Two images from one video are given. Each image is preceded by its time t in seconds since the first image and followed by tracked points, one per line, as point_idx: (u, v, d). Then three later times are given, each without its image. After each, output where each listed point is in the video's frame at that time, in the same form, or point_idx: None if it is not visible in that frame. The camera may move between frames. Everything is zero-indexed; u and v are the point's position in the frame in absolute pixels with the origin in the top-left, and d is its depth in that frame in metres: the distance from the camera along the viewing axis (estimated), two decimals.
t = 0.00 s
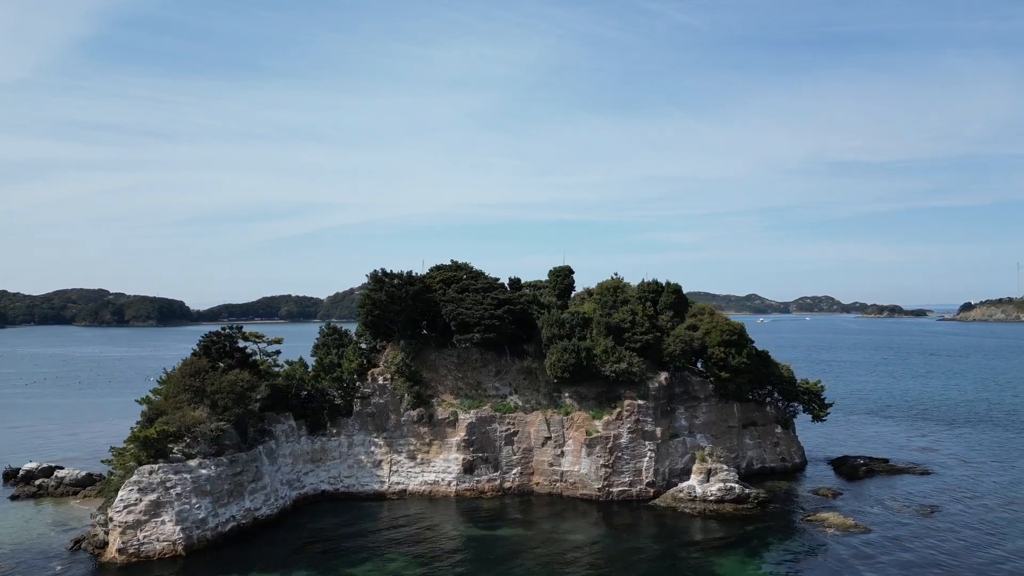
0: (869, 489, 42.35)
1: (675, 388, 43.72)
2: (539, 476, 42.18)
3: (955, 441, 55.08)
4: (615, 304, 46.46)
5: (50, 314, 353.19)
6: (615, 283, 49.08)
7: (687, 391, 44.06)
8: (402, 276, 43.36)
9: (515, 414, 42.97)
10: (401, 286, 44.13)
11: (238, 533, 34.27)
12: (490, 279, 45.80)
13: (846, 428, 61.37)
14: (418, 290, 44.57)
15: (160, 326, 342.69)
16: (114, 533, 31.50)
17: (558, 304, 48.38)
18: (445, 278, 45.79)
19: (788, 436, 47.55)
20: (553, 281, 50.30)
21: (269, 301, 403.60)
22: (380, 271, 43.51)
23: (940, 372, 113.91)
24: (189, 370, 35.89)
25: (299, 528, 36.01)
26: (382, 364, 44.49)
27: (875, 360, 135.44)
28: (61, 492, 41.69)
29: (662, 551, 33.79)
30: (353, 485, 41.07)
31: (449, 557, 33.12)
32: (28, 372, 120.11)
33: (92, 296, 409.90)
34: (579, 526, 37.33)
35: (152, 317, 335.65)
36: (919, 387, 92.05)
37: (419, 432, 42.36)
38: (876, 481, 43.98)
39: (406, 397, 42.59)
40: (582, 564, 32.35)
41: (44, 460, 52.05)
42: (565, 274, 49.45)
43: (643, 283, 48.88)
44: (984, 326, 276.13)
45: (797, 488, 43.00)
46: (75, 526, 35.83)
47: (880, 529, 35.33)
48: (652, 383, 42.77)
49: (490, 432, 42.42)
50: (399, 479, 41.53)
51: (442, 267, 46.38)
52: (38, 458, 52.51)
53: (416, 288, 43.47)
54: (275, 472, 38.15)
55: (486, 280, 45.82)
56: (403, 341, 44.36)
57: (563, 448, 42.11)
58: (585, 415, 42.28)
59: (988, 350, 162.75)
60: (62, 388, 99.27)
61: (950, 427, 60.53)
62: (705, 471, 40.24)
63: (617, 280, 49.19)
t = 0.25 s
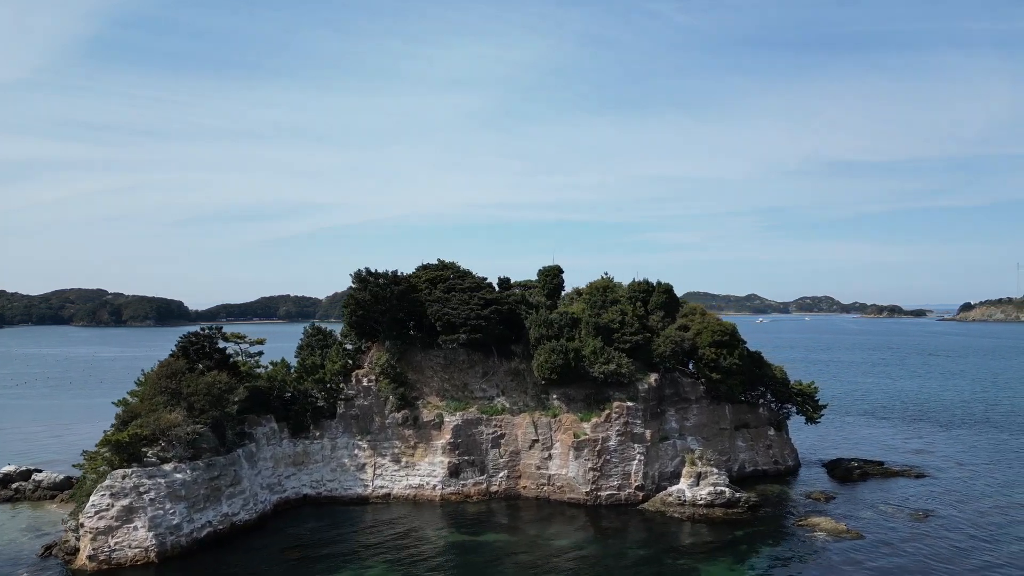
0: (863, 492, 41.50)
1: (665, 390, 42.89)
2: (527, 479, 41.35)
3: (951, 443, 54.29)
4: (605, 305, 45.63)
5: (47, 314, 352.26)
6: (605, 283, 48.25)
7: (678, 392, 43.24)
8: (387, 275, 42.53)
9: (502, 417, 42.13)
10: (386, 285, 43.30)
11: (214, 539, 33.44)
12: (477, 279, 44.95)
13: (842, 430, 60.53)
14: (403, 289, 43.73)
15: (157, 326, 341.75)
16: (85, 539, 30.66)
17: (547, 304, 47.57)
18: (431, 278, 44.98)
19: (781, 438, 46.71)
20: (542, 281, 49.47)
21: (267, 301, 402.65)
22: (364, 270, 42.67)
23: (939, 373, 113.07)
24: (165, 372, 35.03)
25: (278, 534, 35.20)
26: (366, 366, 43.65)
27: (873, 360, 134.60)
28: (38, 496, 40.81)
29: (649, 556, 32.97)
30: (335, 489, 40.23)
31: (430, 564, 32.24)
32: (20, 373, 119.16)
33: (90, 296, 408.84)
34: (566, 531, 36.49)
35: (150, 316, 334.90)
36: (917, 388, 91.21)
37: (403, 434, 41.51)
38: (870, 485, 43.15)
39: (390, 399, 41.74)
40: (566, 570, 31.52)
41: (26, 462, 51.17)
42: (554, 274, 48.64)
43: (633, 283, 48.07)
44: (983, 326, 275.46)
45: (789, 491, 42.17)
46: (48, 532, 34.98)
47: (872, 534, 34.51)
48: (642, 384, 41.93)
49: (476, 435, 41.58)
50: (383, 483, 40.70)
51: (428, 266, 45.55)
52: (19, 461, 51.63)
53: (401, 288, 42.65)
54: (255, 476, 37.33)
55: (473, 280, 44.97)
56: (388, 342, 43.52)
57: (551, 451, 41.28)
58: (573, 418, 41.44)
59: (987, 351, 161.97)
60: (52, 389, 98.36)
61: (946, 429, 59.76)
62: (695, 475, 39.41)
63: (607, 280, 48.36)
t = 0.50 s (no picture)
0: (856, 497, 40.53)
1: (653, 392, 41.93)
2: (511, 483, 40.39)
3: (947, 445, 53.29)
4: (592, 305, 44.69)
5: (44, 314, 351.36)
6: (593, 283, 47.30)
7: (666, 394, 42.29)
8: (368, 275, 41.62)
9: (487, 419, 41.16)
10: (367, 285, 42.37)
11: (185, 546, 32.48)
12: (462, 278, 44.00)
13: (837, 432, 59.54)
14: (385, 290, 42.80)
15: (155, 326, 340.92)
16: (49, 547, 29.73)
17: (533, 304, 46.63)
18: (414, 278, 44.03)
19: (773, 441, 45.73)
20: (529, 281, 48.51)
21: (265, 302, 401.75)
22: (345, 270, 41.77)
23: (937, 373, 112.03)
24: (136, 374, 34.06)
25: (252, 540, 34.24)
26: (348, 367, 42.68)
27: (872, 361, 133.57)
28: (10, 501, 39.84)
29: (632, 563, 31.99)
30: (314, 494, 39.28)
31: (408, 572, 31.27)
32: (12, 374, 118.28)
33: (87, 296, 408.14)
34: (549, 537, 35.51)
35: (147, 317, 333.98)
36: (914, 390, 90.21)
37: (385, 438, 40.54)
38: (863, 489, 42.18)
39: (372, 401, 40.77)
40: None
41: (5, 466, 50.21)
42: (541, 273, 47.71)
43: (622, 283, 47.15)
44: (982, 326, 274.47)
45: (780, 495, 41.19)
46: (16, 538, 34.03)
47: (863, 540, 33.55)
48: (629, 386, 40.97)
49: (459, 438, 40.61)
50: (363, 488, 39.74)
51: (412, 266, 44.60)
52: None
53: (383, 288, 41.72)
54: (230, 481, 36.38)
55: (457, 279, 44.03)
56: (370, 343, 42.58)
57: (536, 454, 40.31)
58: (559, 420, 40.47)
59: (986, 351, 160.95)
60: (43, 390, 97.49)
61: (942, 431, 58.80)
62: (683, 479, 38.45)
63: (595, 280, 47.41)
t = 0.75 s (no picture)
0: (849, 500, 39.67)
1: (643, 394, 41.10)
2: (497, 487, 39.55)
3: (943, 447, 52.49)
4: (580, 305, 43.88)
5: (41, 314, 350.28)
6: (582, 283, 46.47)
7: (656, 396, 41.46)
8: (351, 274, 40.81)
9: (472, 422, 40.31)
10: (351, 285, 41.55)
11: (159, 553, 31.65)
12: (447, 278, 43.17)
13: (831, 434, 58.72)
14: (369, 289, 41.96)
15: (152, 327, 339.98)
16: (16, 554, 28.87)
17: (521, 304, 45.82)
18: (399, 277, 43.19)
19: (765, 444, 44.88)
20: (518, 280, 47.67)
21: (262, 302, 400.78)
22: (327, 269, 40.98)
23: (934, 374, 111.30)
24: (109, 376, 33.16)
25: (229, 546, 33.39)
26: (331, 368, 41.85)
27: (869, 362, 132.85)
28: None
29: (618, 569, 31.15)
30: (295, 499, 38.44)
31: None
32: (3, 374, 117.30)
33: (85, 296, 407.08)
34: (534, 542, 34.67)
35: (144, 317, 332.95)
36: (911, 390, 89.51)
37: (368, 440, 39.67)
38: (857, 492, 41.34)
39: (355, 403, 39.91)
40: None
41: None
42: (529, 273, 46.91)
43: (611, 282, 46.34)
44: (981, 326, 273.82)
45: (772, 499, 40.35)
46: None
47: (856, 546, 32.73)
48: (618, 388, 40.13)
49: (444, 441, 39.76)
50: (346, 491, 38.90)
51: (397, 265, 43.75)
52: None
53: (366, 287, 40.87)
54: (208, 485, 35.54)
55: (443, 279, 43.18)
56: (354, 344, 41.74)
57: (522, 457, 39.48)
58: (546, 423, 39.63)
59: (984, 352, 160.24)
60: (32, 391, 96.52)
61: (939, 433, 57.93)
62: (672, 482, 37.63)
63: (585, 279, 46.59)
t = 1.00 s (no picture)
0: (841, 505, 38.70)
1: (630, 396, 40.12)
2: (480, 492, 38.60)
3: (939, 450, 51.44)
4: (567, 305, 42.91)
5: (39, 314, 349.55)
6: (570, 282, 45.49)
7: (644, 398, 40.48)
8: (331, 274, 39.87)
9: (455, 424, 39.34)
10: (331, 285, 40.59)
11: (126, 561, 30.75)
12: (431, 277, 42.17)
13: (826, 436, 57.71)
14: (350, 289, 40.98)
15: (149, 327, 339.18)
16: None
17: (507, 304, 44.85)
18: (381, 277, 42.21)
19: (756, 447, 43.89)
20: (504, 280, 46.65)
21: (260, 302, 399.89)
22: (306, 268, 40.05)
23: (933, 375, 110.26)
24: (77, 378, 32.19)
25: (200, 553, 32.47)
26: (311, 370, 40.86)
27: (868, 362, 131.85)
28: None
29: None
30: (272, 504, 37.52)
31: None
32: None
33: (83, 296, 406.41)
34: (515, 549, 33.68)
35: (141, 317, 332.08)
36: (909, 391, 88.44)
37: (348, 444, 38.69)
38: (849, 497, 40.35)
39: (334, 406, 38.94)
40: None
41: None
42: (516, 272, 45.91)
43: (599, 282, 45.36)
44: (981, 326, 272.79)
45: (762, 504, 39.39)
46: None
47: (846, 554, 31.76)
48: (604, 390, 39.15)
49: (426, 444, 38.79)
50: (324, 496, 37.96)
51: (379, 264, 42.74)
52: None
53: (347, 287, 39.91)
54: (180, 490, 34.62)
55: (426, 278, 42.18)
56: (335, 345, 40.76)
57: (505, 461, 38.53)
58: (530, 426, 38.66)
59: (984, 352, 159.18)
60: (23, 391, 95.81)
61: (935, 435, 56.90)
62: (658, 487, 36.68)
63: (572, 279, 45.61)
